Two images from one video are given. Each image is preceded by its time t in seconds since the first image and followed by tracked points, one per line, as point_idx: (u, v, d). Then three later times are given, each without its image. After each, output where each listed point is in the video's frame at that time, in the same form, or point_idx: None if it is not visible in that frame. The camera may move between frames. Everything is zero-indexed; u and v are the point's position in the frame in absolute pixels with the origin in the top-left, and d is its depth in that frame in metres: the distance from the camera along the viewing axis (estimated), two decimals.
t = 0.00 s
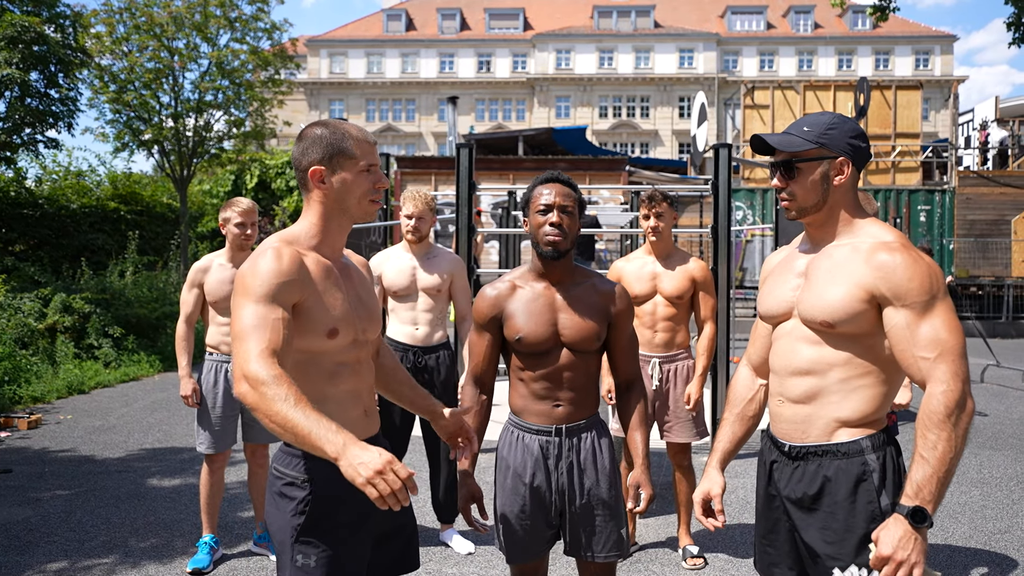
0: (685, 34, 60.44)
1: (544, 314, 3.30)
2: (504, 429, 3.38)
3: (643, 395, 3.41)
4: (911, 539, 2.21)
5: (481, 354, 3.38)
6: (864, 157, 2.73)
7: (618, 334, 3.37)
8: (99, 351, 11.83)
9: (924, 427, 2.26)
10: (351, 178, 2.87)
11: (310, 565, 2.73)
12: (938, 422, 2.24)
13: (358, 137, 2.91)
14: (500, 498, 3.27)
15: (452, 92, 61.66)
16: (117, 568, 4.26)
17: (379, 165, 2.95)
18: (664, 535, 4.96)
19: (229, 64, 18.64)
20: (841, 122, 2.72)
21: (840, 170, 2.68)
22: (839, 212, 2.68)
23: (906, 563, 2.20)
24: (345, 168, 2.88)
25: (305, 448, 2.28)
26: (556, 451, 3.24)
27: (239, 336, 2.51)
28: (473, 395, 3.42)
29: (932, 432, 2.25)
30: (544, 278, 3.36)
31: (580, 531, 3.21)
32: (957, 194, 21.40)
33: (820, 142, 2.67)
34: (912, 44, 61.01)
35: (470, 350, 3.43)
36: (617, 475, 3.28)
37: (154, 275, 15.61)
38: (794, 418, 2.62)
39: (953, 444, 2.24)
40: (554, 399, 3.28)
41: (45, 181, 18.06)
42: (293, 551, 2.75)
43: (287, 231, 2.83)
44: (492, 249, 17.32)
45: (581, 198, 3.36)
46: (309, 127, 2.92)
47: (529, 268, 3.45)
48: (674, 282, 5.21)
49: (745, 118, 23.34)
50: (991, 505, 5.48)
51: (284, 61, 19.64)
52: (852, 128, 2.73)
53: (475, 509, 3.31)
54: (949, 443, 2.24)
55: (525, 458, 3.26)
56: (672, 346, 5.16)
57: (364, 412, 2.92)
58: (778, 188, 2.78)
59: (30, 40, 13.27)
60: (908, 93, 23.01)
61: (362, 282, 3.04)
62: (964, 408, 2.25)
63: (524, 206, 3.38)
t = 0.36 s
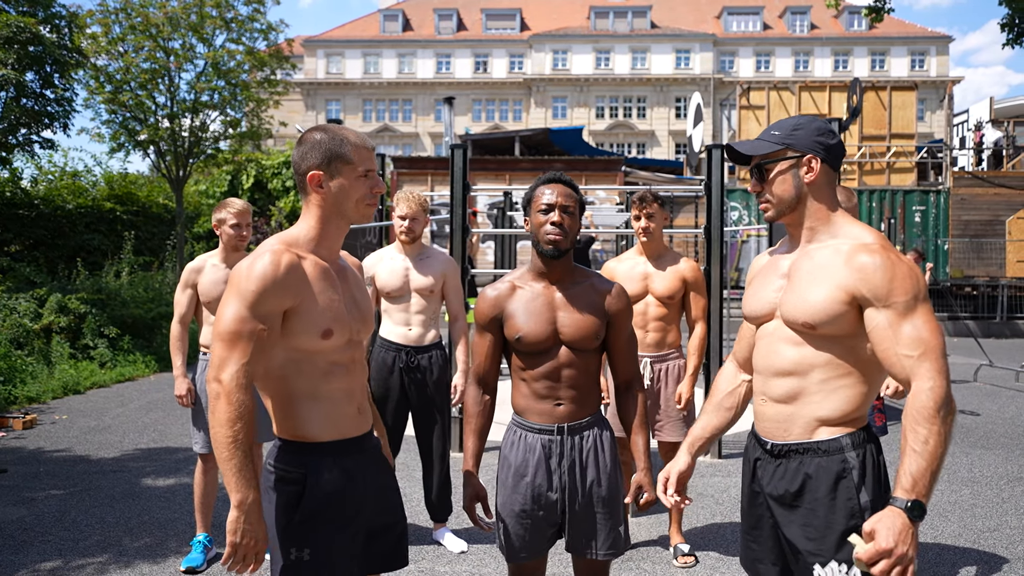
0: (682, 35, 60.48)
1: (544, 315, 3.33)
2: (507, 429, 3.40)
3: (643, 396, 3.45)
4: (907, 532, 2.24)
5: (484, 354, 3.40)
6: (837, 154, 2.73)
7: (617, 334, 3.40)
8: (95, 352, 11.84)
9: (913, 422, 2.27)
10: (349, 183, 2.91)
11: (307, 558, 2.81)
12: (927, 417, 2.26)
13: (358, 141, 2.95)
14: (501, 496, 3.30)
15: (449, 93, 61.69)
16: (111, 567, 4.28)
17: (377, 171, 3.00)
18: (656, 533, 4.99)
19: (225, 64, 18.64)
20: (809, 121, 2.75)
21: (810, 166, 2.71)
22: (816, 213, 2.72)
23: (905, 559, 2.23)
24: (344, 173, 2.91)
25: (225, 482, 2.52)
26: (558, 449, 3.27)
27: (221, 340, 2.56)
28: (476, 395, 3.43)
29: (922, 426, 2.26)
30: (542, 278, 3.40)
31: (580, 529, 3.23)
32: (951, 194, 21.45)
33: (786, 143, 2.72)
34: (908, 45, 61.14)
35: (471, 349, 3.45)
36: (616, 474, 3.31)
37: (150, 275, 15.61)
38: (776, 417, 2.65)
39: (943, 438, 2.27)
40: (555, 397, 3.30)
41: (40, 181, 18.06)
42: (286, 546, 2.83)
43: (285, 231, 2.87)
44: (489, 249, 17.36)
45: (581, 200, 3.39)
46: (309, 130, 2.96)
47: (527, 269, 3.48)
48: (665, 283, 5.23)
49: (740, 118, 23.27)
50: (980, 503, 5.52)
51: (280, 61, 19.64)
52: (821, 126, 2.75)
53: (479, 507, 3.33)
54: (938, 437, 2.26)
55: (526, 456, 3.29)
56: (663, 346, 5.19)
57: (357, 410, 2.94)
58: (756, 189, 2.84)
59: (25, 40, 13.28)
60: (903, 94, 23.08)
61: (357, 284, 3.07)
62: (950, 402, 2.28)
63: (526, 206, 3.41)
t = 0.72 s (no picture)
0: (681, 35, 60.52)
1: (545, 313, 3.37)
2: (508, 427, 3.42)
3: (640, 397, 3.48)
4: (865, 509, 2.21)
5: (485, 352, 3.43)
6: (805, 163, 2.76)
7: (618, 334, 3.43)
8: (93, 352, 11.86)
9: (880, 407, 2.28)
10: (349, 190, 2.94)
11: (296, 543, 2.80)
12: (894, 401, 2.26)
13: (357, 148, 2.98)
14: (500, 493, 3.33)
15: (448, 93, 61.73)
16: (105, 566, 4.30)
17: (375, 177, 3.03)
18: (649, 532, 5.03)
19: (223, 65, 18.69)
20: (781, 124, 2.79)
21: (775, 174, 2.77)
22: (791, 212, 2.77)
23: (860, 533, 2.19)
24: (343, 180, 2.93)
25: (268, 459, 2.49)
26: (559, 448, 3.29)
27: (231, 337, 2.60)
28: (478, 392, 3.46)
29: (888, 410, 2.27)
30: (544, 279, 3.43)
31: (578, 526, 3.26)
32: (949, 194, 21.47)
33: (754, 151, 2.79)
34: (907, 45, 61.24)
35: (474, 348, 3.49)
36: (615, 471, 3.34)
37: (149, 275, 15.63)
38: (758, 414, 2.69)
39: (910, 423, 2.26)
40: (556, 396, 3.33)
41: (38, 181, 18.07)
42: (280, 531, 2.84)
43: (285, 234, 2.91)
44: (486, 249, 17.39)
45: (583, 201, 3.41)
46: (309, 136, 2.99)
47: (530, 270, 3.52)
48: (657, 283, 5.27)
49: (738, 118, 23.56)
50: (971, 502, 5.56)
51: (278, 62, 19.66)
52: (791, 132, 2.78)
53: (477, 503, 3.37)
54: (904, 422, 2.26)
55: (526, 454, 3.31)
56: (655, 345, 5.20)
57: (352, 405, 2.98)
58: (736, 194, 2.94)
59: (24, 41, 13.30)
60: (901, 94, 23.02)
61: (354, 285, 3.11)
62: (919, 390, 2.28)
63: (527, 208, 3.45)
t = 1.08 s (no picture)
0: (678, 35, 60.56)
1: (549, 314, 3.37)
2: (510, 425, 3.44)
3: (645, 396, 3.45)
4: (844, 535, 2.30)
5: (491, 349, 3.44)
6: (788, 163, 2.74)
7: (621, 336, 3.44)
8: (89, 352, 11.85)
9: (859, 426, 2.31)
10: (353, 196, 2.95)
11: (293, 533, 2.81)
12: (872, 422, 2.29)
13: (361, 156, 3.00)
14: (500, 490, 3.34)
15: (445, 93, 61.75)
16: (98, 566, 4.31)
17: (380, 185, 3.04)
18: (642, 532, 5.04)
19: (219, 65, 18.68)
20: (759, 130, 2.78)
21: (758, 179, 2.78)
22: (777, 214, 2.78)
23: (838, 558, 2.30)
24: (347, 187, 2.94)
25: (257, 458, 2.56)
26: (560, 446, 3.31)
27: (232, 336, 2.63)
28: (481, 388, 3.48)
29: (866, 431, 2.30)
30: (551, 279, 3.43)
31: (577, 522, 3.28)
32: (945, 194, 21.51)
33: (739, 155, 2.80)
34: (904, 46, 61.33)
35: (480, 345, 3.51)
36: (614, 469, 3.36)
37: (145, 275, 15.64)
38: (746, 416, 2.72)
39: (888, 442, 2.30)
40: (558, 397, 3.34)
41: (34, 181, 18.05)
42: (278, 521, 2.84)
43: (290, 238, 2.93)
44: (482, 249, 17.39)
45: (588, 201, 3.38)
46: (316, 143, 3.01)
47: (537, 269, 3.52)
48: (650, 283, 5.28)
49: (735, 119, 23.37)
50: (964, 501, 5.58)
51: (275, 62, 19.67)
52: (775, 135, 2.77)
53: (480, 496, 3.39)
54: (883, 442, 2.30)
55: (526, 452, 3.32)
56: (647, 345, 5.24)
57: (354, 405, 2.97)
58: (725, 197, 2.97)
59: (19, 41, 13.28)
60: (897, 94, 23.05)
61: (360, 288, 3.12)
62: (899, 406, 2.30)
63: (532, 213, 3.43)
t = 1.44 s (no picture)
0: (675, 35, 60.62)
1: (553, 318, 3.37)
2: (509, 424, 3.45)
3: (647, 401, 3.47)
4: (816, 550, 2.30)
5: (494, 350, 3.45)
6: (813, 164, 2.76)
7: (624, 343, 3.46)
8: (84, 353, 11.83)
9: (841, 442, 2.31)
10: (347, 201, 2.95)
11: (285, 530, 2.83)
12: (854, 439, 2.29)
13: (358, 163, 3.00)
14: (497, 488, 3.35)
15: (442, 93, 61.76)
16: (90, 569, 4.31)
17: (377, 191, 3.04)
18: (635, 534, 5.05)
19: (215, 65, 18.65)
20: (788, 130, 2.78)
21: (783, 178, 2.76)
22: (785, 220, 2.78)
23: (810, 572, 2.30)
24: (344, 194, 2.95)
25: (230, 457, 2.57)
26: (557, 447, 3.32)
27: (221, 335, 2.65)
28: (483, 387, 3.48)
29: (847, 448, 2.31)
30: (556, 284, 3.44)
31: (570, 524, 3.29)
32: (940, 195, 21.55)
33: (763, 151, 2.75)
34: (899, 46, 61.44)
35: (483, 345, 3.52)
36: (609, 472, 3.36)
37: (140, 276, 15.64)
38: (738, 420, 2.74)
39: (868, 459, 2.30)
40: (557, 399, 3.35)
41: (29, 181, 18.02)
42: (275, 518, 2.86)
43: (288, 244, 2.94)
44: (478, 250, 17.40)
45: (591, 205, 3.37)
46: (316, 151, 3.02)
47: (542, 272, 3.52)
48: (644, 285, 5.29)
49: (731, 120, 23.29)
50: (957, 502, 5.59)
51: (270, 62, 19.63)
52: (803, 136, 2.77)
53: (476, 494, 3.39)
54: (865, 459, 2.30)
55: (523, 452, 3.33)
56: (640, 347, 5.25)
57: (350, 408, 2.96)
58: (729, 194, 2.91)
59: (14, 41, 13.26)
60: (892, 95, 23.10)
61: (361, 293, 3.11)
62: (882, 424, 2.30)
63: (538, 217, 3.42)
